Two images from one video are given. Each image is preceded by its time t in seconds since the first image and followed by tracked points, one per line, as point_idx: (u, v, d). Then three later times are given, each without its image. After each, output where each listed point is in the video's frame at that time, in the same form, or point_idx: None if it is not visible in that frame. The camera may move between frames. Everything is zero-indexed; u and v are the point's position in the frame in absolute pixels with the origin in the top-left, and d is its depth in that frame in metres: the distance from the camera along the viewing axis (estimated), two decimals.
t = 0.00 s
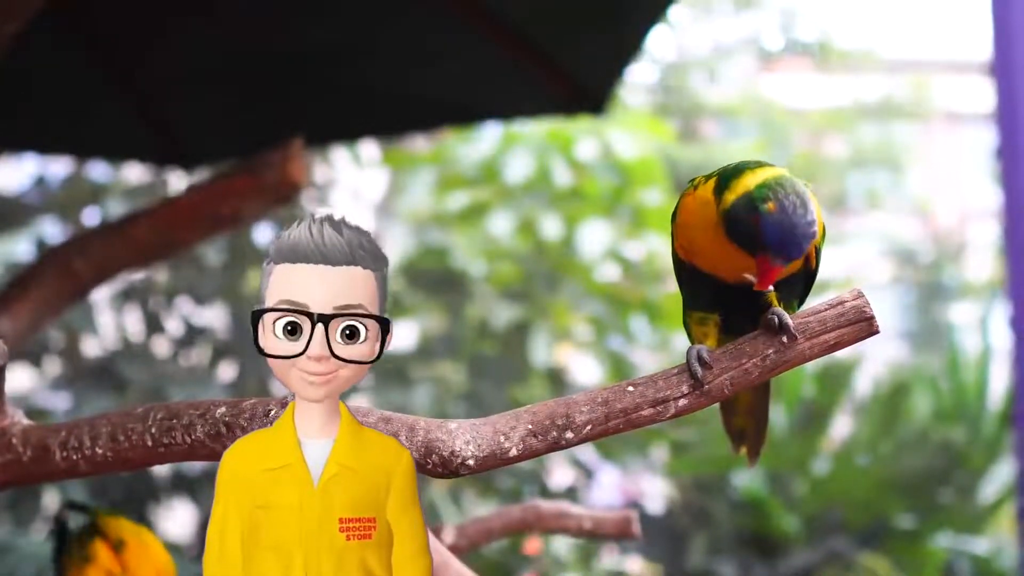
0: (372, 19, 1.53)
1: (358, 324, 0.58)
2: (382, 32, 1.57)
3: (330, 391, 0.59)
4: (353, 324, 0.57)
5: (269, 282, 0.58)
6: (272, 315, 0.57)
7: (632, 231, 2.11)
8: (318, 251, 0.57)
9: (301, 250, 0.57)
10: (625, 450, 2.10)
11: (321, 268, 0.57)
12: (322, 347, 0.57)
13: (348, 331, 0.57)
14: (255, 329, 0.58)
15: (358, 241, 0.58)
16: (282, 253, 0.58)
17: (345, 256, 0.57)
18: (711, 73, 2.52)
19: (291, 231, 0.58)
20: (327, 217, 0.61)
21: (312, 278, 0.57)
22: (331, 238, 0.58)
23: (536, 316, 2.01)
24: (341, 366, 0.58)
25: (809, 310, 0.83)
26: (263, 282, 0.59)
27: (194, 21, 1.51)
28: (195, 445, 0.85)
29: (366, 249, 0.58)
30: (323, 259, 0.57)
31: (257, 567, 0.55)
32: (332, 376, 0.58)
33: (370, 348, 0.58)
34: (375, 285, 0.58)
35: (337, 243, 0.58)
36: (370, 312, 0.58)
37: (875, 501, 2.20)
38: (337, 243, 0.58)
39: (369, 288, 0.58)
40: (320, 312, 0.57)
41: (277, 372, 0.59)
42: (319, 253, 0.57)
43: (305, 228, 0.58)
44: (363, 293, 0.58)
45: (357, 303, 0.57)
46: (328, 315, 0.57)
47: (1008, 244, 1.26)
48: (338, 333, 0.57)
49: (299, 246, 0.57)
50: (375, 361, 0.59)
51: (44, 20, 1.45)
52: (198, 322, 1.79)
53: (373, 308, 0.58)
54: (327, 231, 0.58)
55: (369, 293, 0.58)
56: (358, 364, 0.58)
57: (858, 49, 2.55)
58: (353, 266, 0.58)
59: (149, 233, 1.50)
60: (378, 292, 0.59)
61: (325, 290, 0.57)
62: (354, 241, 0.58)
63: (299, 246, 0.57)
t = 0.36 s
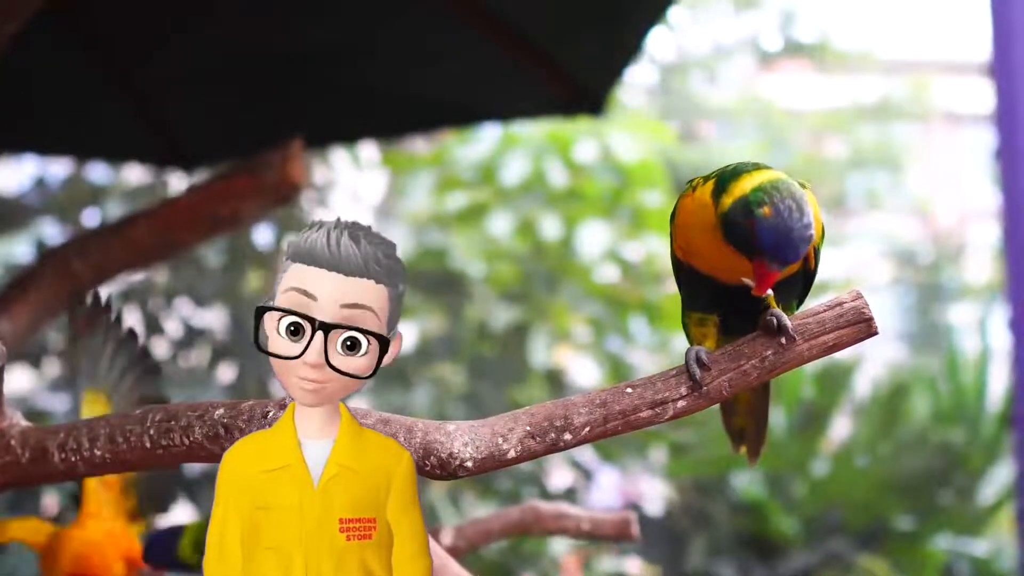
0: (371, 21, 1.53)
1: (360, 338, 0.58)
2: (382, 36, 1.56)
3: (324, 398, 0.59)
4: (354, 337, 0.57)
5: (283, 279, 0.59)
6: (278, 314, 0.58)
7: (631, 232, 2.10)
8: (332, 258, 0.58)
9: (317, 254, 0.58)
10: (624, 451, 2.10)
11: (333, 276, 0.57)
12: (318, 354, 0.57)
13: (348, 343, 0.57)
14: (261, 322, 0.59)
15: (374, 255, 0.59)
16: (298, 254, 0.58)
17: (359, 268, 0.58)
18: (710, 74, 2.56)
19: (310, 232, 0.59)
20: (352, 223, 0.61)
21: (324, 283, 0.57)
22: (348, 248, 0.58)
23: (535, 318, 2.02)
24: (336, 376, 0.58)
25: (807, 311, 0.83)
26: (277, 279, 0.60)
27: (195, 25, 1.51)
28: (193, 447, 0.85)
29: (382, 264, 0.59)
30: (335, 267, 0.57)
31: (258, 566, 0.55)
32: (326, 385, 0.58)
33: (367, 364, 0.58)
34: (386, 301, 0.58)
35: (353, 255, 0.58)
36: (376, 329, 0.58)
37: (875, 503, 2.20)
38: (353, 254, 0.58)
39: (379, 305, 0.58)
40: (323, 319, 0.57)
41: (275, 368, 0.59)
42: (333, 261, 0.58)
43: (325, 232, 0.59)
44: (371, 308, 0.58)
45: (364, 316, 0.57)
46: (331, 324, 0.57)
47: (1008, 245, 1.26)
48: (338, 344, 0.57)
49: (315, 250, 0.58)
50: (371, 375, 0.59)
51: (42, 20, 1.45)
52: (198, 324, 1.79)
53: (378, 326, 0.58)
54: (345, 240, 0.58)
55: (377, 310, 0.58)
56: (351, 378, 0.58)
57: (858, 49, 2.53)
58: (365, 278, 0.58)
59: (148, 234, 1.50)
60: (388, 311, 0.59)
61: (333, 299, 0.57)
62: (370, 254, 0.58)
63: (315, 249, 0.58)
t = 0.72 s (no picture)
0: (368, 23, 1.51)
1: (360, 332, 0.58)
2: (377, 37, 1.55)
3: (327, 395, 0.59)
4: (354, 332, 0.57)
5: (279, 279, 0.59)
6: (276, 314, 0.58)
7: (631, 233, 2.10)
8: (327, 256, 0.58)
9: (312, 253, 0.58)
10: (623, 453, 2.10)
11: (329, 273, 0.57)
12: (319, 352, 0.57)
13: (348, 338, 0.57)
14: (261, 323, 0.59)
15: (369, 248, 0.59)
16: (293, 255, 0.58)
17: (354, 263, 0.58)
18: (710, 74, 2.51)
19: (304, 232, 0.59)
20: (345, 220, 0.61)
21: (319, 280, 0.57)
22: (342, 243, 0.58)
23: (534, 319, 2.02)
24: (339, 371, 0.58)
25: (806, 313, 0.83)
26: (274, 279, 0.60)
27: (193, 29, 1.49)
28: (192, 449, 0.85)
29: (377, 258, 0.58)
30: (331, 264, 0.57)
31: (258, 566, 0.55)
32: (329, 381, 0.58)
33: (369, 358, 0.58)
34: (384, 294, 0.58)
35: (348, 250, 0.58)
36: (375, 322, 0.58)
37: (875, 502, 2.19)
38: (348, 249, 0.58)
39: (376, 297, 0.58)
40: (322, 316, 0.57)
41: (278, 369, 0.59)
42: (328, 258, 0.58)
43: (319, 230, 0.59)
44: (369, 302, 0.57)
45: (362, 311, 0.57)
46: (330, 320, 0.57)
47: (1007, 246, 1.26)
48: (339, 340, 0.57)
49: (309, 248, 0.58)
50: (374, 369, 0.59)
51: (43, 20, 1.42)
52: (197, 325, 1.79)
53: (378, 318, 0.58)
54: (339, 237, 0.58)
55: (375, 303, 0.58)
56: (354, 372, 0.59)
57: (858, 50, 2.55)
58: (361, 273, 0.58)
59: (147, 235, 1.50)
60: (385, 303, 0.59)
61: (329, 295, 0.57)
62: (365, 248, 0.58)
63: (310, 249, 0.58)
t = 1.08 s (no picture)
0: (366, 25, 1.51)
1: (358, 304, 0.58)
2: (375, 38, 1.54)
3: (329, 375, 0.59)
4: (352, 303, 0.58)
5: (271, 271, 0.59)
6: (273, 295, 0.58)
7: (629, 234, 2.10)
8: (319, 233, 0.59)
9: (304, 231, 0.59)
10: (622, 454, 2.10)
11: (323, 248, 0.58)
12: (320, 324, 0.57)
13: (347, 310, 0.58)
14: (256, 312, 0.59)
15: (358, 230, 0.60)
16: (285, 241, 0.59)
17: (346, 241, 0.59)
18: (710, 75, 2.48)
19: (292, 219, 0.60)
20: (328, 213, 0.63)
21: (312, 256, 0.58)
22: (332, 224, 0.59)
23: (533, 320, 2.02)
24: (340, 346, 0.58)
25: (805, 314, 0.83)
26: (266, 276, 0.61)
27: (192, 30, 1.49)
28: (191, 450, 0.85)
29: (368, 237, 0.60)
30: (324, 240, 0.58)
31: (258, 565, 0.55)
32: (331, 357, 0.58)
33: (369, 329, 0.59)
34: (377, 270, 0.60)
35: (339, 230, 0.59)
36: (371, 292, 0.59)
37: (874, 503, 2.20)
38: (338, 229, 0.59)
39: (371, 271, 0.59)
40: (319, 289, 0.58)
41: (275, 358, 0.59)
42: (321, 235, 0.59)
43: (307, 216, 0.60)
44: (364, 274, 0.58)
45: (358, 281, 0.58)
46: (328, 292, 0.58)
47: (1006, 246, 1.26)
48: (338, 313, 0.58)
49: (300, 229, 0.59)
50: (374, 342, 0.60)
51: (44, 21, 1.42)
52: (196, 326, 1.79)
53: (374, 289, 0.59)
54: (329, 217, 0.60)
55: (370, 277, 0.59)
56: (356, 344, 0.59)
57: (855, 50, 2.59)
58: (355, 249, 0.59)
59: (146, 237, 1.50)
60: (379, 279, 0.60)
61: (325, 267, 0.58)
62: (355, 229, 0.60)
63: (302, 229, 0.59)
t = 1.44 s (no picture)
0: (365, 26, 1.51)
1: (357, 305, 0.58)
2: (373, 39, 1.54)
3: (329, 376, 0.59)
4: (350, 304, 0.58)
5: (269, 270, 0.60)
6: (272, 294, 0.58)
7: (628, 235, 2.10)
8: (317, 234, 0.59)
9: (302, 233, 0.59)
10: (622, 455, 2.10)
11: (321, 249, 0.58)
12: (318, 324, 0.58)
13: (346, 311, 0.58)
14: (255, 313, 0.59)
15: (357, 228, 0.60)
16: (282, 243, 0.59)
17: (344, 239, 0.59)
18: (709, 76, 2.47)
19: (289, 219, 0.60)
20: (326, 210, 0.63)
21: (311, 256, 0.58)
22: (330, 221, 0.59)
23: (532, 321, 2.02)
24: (339, 348, 0.58)
25: (804, 316, 0.83)
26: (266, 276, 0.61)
27: (189, 32, 1.48)
28: (190, 451, 0.85)
29: (366, 235, 0.60)
30: (322, 240, 0.59)
31: (259, 564, 0.55)
32: (331, 356, 0.59)
33: (368, 329, 0.59)
34: (376, 269, 0.60)
35: (337, 229, 0.59)
36: (370, 290, 0.59)
37: (874, 504, 2.20)
38: (336, 226, 0.59)
39: (369, 269, 0.59)
40: (317, 288, 0.58)
41: (276, 360, 0.59)
42: (318, 236, 0.59)
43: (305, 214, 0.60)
44: (362, 273, 0.59)
45: (356, 282, 0.58)
46: (325, 292, 0.58)
47: (1004, 247, 1.26)
48: (336, 313, 0.58)
49: (299, 228, 0.59)
50: (373, 342, 0.60)
51: (45, 22, 1.42)
52: (196, 327, 1.79)
53: (372, 288, 0.59)
54: (326, 216, 0.60)
55: (368, 276, 0.59)
56: (356, 343, 0.59)
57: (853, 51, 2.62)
58: (353, 250, 0.59)
59: (145, 239, 1.50)
60: (378, 276, 0.60)
61: (323, 269, 0.58)
62: (352, 228, 0.60)
63: (299, 230, 0.59)
